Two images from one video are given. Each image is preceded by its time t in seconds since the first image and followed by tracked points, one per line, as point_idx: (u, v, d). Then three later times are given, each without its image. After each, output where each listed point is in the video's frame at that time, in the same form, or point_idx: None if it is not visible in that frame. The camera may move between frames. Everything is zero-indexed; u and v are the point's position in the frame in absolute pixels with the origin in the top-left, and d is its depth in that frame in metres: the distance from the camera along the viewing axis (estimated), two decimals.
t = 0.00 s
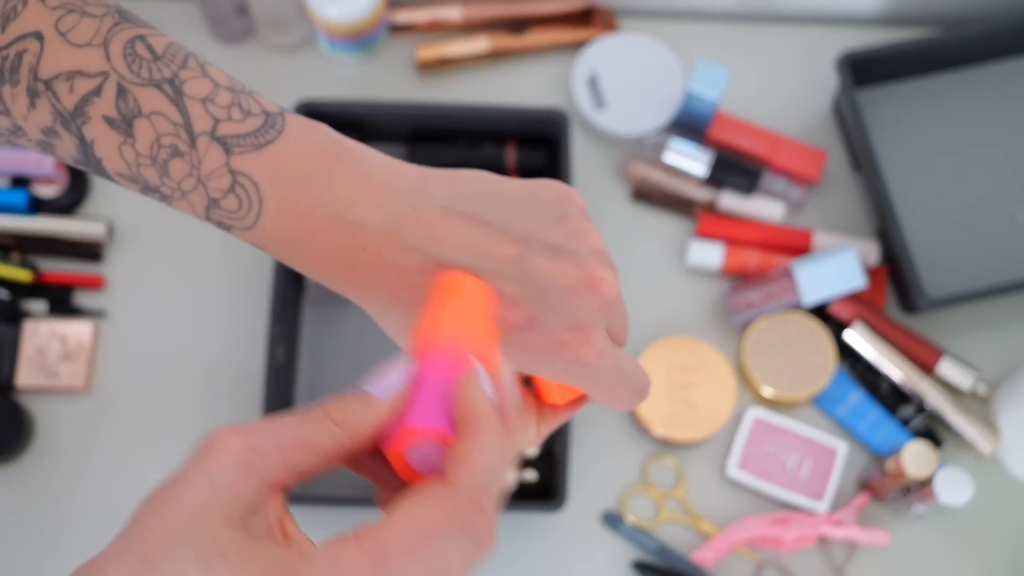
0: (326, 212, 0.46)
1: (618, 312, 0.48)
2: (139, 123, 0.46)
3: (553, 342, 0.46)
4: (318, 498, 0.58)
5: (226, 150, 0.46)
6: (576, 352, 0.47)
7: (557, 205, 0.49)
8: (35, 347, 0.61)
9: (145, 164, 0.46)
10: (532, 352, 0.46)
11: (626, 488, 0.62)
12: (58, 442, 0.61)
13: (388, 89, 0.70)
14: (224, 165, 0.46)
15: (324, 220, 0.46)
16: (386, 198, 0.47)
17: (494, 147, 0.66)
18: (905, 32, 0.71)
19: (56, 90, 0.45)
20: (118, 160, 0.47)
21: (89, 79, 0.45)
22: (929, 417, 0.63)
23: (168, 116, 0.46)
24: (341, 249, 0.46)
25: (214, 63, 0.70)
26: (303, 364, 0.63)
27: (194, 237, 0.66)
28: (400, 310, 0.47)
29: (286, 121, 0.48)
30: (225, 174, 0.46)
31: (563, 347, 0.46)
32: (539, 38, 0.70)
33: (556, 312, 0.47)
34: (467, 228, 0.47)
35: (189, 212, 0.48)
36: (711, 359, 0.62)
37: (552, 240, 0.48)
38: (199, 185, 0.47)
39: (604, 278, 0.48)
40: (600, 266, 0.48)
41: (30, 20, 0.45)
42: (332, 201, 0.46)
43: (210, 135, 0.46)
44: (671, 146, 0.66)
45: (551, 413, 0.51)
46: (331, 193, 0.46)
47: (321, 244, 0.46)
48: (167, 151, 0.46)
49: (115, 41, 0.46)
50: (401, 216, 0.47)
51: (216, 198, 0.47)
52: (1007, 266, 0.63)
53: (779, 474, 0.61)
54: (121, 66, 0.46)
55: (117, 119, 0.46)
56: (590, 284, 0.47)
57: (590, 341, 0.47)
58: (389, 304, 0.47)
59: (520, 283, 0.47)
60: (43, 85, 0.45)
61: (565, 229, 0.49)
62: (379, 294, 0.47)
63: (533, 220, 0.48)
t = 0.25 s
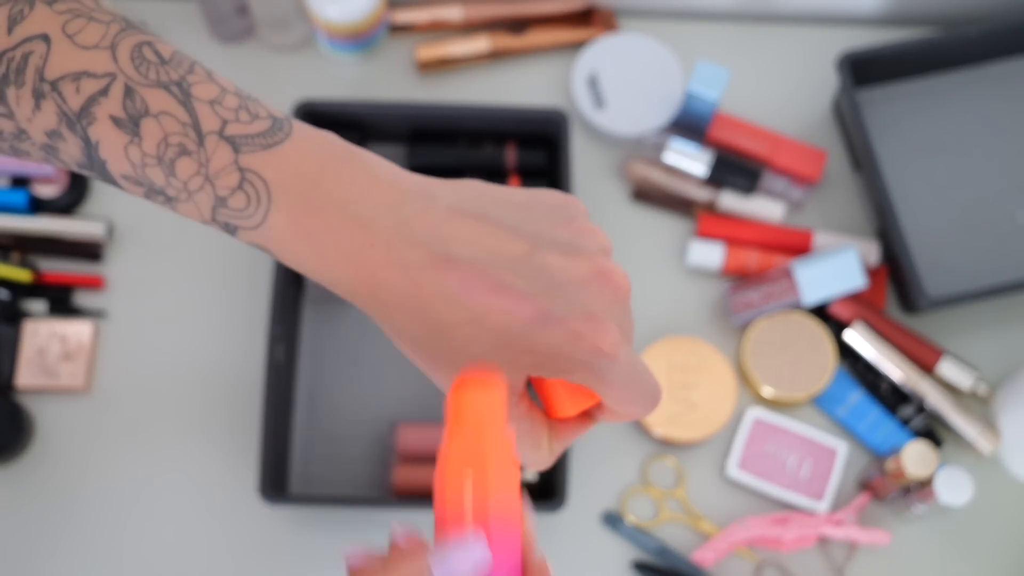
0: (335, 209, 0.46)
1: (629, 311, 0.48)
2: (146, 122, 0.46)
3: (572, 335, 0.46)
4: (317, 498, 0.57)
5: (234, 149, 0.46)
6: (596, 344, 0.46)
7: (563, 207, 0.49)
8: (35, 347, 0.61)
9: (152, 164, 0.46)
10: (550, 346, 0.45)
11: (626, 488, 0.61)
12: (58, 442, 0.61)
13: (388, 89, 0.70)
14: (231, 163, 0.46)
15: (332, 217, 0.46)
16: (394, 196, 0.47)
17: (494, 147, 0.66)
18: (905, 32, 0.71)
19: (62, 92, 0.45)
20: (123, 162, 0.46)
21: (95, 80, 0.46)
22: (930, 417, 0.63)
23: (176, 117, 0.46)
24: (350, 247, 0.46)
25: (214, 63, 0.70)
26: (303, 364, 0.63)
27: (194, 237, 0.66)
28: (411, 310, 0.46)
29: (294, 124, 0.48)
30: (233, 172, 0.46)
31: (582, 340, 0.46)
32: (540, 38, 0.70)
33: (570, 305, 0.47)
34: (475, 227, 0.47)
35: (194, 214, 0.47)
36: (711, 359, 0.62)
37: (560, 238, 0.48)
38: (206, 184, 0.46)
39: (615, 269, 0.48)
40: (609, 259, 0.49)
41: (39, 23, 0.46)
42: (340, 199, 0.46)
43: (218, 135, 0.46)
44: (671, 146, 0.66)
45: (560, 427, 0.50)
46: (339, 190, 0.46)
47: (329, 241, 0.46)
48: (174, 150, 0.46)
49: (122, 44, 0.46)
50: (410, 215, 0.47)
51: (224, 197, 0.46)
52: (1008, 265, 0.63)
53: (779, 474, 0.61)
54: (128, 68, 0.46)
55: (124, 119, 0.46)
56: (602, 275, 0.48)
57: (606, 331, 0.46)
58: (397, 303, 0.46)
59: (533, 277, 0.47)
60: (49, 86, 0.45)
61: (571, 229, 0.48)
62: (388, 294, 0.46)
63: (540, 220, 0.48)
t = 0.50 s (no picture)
0: (350, 209, 0.46)
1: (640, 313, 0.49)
2: (159, 124, 0.45)
3: (587, 337, 0.45)
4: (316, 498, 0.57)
5: (248, 151, 0.46)
6: (610, 347, 0.45)
7: (573, 209, 0.51)
8: (35, 347, 0.61)
9: (165, 165, 0.45)
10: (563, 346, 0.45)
11: (626, 488, 0.61)
12: (58, 442, 0.61)
13: (388, 90, 0.70)
14: (245, 165, 0.46)
15: (347, 218, 0.45)
16: (409, 199, 0.47)
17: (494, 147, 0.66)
18: (905, 32, 0.71)
19: (75, 93, 0.45)
20: (136, 164, 0.45)
21: (109, 82, 0.45)
22: (929, 417, 0.63)
23: (191, 119, 0.46)
24: (364, 248, 0.45)
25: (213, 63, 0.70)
26: (303, 364, 0.63)
27: (194, 237, 0.66)
28: (424, 311, 0.46)
29: (307, 129, 0.48)
30: (247, 174, 0.46)
31: (597, 341, 0.45)
32: (540, 38, 0.70)
33: (585, 307, 0.46)
34: (487, 229, 0.48)
35: (208, 217, 0.47)
36: (711, 359, 0.62)
37: (573, 239, 0.49)
38: (221, 186, 0.46)
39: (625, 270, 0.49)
40: (617, 261, 0.49)
41: (52, 24, 0.46)
42: (355, 200, 0.46)
43: (232, 137, 0.46)
44: (671, 146, 0.66)
45: (570, 427, 0.50)
46: (355, 192, 0.46)
47: (343, 242, 0.45)
48: (188, 151, 0.46)
49: (136, 47, 0.46)
50: (424, 217, 0.47)
51: (238, 198, 0.46)
52: (1008, 265, 0.63)
53: (779, 474, 0.61)
54: (142, 70, 0.46)
55: (137, 121, 0.45)
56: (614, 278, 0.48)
57: (622, 334, 0.46)
58: (409, 305, 0.46)
59: (545, 278, 0.47)
60: (62, 88, 0.45)
61: (585, 230, 0.50)
62: (401, 296, 0.46)
63: (553, 223, 0.50)
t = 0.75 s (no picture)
0: (337, 228, 0.46)
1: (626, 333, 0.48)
2: (144, 139, 0.46)
3: (570, 360, 0.46)
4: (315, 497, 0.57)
5: (232, 166, 0.46)
6: (593, 368, 0.46)
7: (564, 226, 0.49)
8: (35, 347, 0.61)
9: (149, 181, 0.46)
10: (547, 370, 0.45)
11: (625, 488, 0.62)
12: (58, 442, 0.61)
13: (388, 90, 0.70)
14: (230, 181, 0.46)
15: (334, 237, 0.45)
16: (396, 217, 0.47)
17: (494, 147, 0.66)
18: (904, 32, 0.71)
19: (61, 106, 0.45)
20: (122, 178, 0.46)
21: (95, 96, 0.46)
22: (929, 417, 0.63)
23: (174, 136, 0.46)
24: (350, 267, 0.45)
25: (213, 63, 0.70)
26: (303, 364, 0.63)
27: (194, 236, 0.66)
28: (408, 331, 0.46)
29: (294, 142, 0.48)
30: (231, 190, 0.46)
31: (580, 365, 0.46)
32: (540, 38, 0.70)
33: (569, 330, 0.46)
34: (475, 247, 0.47)
35: (192, 231, 0.47)
36: (711, 359, 0.62)
37: (561, 259, 0.48)
38: (203, 203, 0.46)
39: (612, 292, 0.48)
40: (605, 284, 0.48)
41: (38, 37, 0.46)
42: (342, 218, 0.46)
43: (217, 152, 0.46)
44: (671, 146, 0.66)
45: (552, 443, 0.50)
46: (341, 210, 0.46)
47: (330, 261, 0.45)
48: (171, 168, 0.46)
49: (123, 59, 0.46)
50: (410, 236, 0.46)
51: (221, 215, 0.46)
52: (1008, 266, 0.63)
53: (779, 474, 0.61)
54: (128, 83, 0.46)
55: (122, 135, 0.46)
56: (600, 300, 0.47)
57: (604, 357, 0.46)
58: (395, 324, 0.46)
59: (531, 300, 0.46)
60: (48, 101, 0.45)
61: (574, 249, 0.49)
62: (388, 315, 0.46)
63: (541, 241, 0.48)
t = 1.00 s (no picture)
0: (318, 233, 0.46)
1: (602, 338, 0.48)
2: (131, 139, 0.46)
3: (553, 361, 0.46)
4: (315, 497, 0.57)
5: (219, 168, 0.46)
6: (572, 373, 0.47)
7: (545, 230, 0.50)
8: (35, 347, 0.61)
9: (135, 181, 0.46)
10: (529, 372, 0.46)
11: (626, 488, 0.62)
12: (59, 442, 0.61)
13: (388, 90, 0.70)
14: (217, 183, 0.46)
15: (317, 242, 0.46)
16: (378, 221, 0.47)
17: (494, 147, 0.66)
18: (904, 32, 0.71)
19: (49, 106, 0.45)
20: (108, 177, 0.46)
21: (83, 96, 0.45)
22: (929, 417, 0.63)
23: (160, 137, 0.46)
24: (331, 271, 0.46)
25: (214, 63, 0.70)
26: (303, 364, 0.63)
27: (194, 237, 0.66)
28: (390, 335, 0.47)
29: (281, 144, 0.48)
30: (217, 193, 0.46)
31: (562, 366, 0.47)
32: (540, 38, 0.70)
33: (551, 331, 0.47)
34: (459, 251, 0.47)
35: (176, 232, 0.47)
36: (711, 359, 0.63)
37: (542, 264, 0.48)
38: (189, 204, 0.46)
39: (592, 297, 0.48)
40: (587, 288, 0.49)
41: (27, 34, 0.45)
42: (325, 224, 0.46)
43: (203, 154, 0.46)
44: (672, 147, 0.66)
45: (527, 442, 0.49)
46: (323, 217, 0.46)
47: (311, 266, 0.46)
48: (158, 168, 0.46)
49: (111, 59, 0.46)
50: (393, 241, 0.47)
51: (206, 217, 0.46)
52: (1008, 266, 0.63)
53: (779, 474, 0.61)
54: (116, 84, 0.46)
55: (110, 135, 0.46)
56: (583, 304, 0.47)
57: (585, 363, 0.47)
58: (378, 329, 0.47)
59: (513, 303, 0.47)
60: (36, 100, 0.45)
61: (554, 253, 0.49)
62: (371, 320, 0.46)
63: (523, 245, 0.48)
